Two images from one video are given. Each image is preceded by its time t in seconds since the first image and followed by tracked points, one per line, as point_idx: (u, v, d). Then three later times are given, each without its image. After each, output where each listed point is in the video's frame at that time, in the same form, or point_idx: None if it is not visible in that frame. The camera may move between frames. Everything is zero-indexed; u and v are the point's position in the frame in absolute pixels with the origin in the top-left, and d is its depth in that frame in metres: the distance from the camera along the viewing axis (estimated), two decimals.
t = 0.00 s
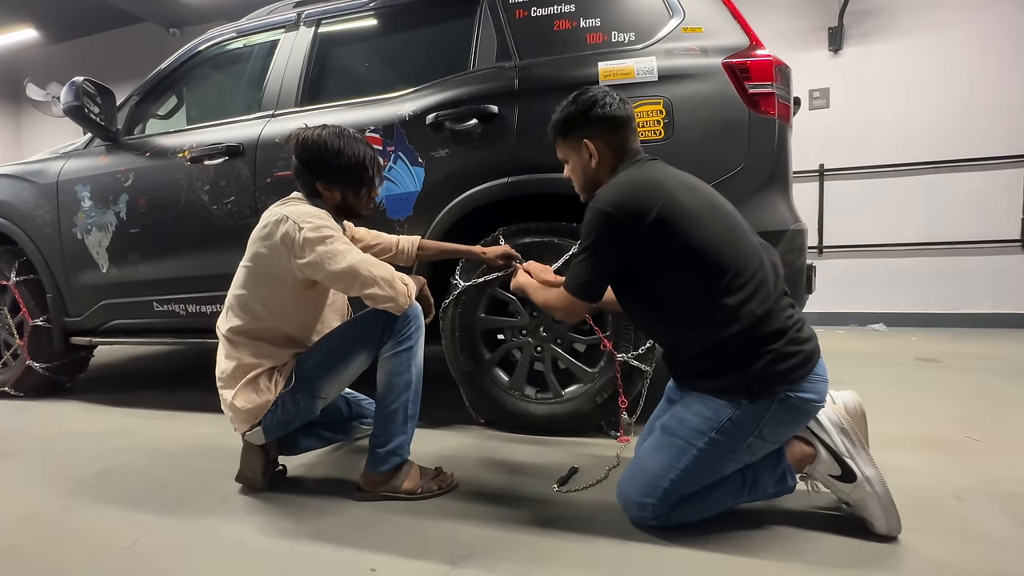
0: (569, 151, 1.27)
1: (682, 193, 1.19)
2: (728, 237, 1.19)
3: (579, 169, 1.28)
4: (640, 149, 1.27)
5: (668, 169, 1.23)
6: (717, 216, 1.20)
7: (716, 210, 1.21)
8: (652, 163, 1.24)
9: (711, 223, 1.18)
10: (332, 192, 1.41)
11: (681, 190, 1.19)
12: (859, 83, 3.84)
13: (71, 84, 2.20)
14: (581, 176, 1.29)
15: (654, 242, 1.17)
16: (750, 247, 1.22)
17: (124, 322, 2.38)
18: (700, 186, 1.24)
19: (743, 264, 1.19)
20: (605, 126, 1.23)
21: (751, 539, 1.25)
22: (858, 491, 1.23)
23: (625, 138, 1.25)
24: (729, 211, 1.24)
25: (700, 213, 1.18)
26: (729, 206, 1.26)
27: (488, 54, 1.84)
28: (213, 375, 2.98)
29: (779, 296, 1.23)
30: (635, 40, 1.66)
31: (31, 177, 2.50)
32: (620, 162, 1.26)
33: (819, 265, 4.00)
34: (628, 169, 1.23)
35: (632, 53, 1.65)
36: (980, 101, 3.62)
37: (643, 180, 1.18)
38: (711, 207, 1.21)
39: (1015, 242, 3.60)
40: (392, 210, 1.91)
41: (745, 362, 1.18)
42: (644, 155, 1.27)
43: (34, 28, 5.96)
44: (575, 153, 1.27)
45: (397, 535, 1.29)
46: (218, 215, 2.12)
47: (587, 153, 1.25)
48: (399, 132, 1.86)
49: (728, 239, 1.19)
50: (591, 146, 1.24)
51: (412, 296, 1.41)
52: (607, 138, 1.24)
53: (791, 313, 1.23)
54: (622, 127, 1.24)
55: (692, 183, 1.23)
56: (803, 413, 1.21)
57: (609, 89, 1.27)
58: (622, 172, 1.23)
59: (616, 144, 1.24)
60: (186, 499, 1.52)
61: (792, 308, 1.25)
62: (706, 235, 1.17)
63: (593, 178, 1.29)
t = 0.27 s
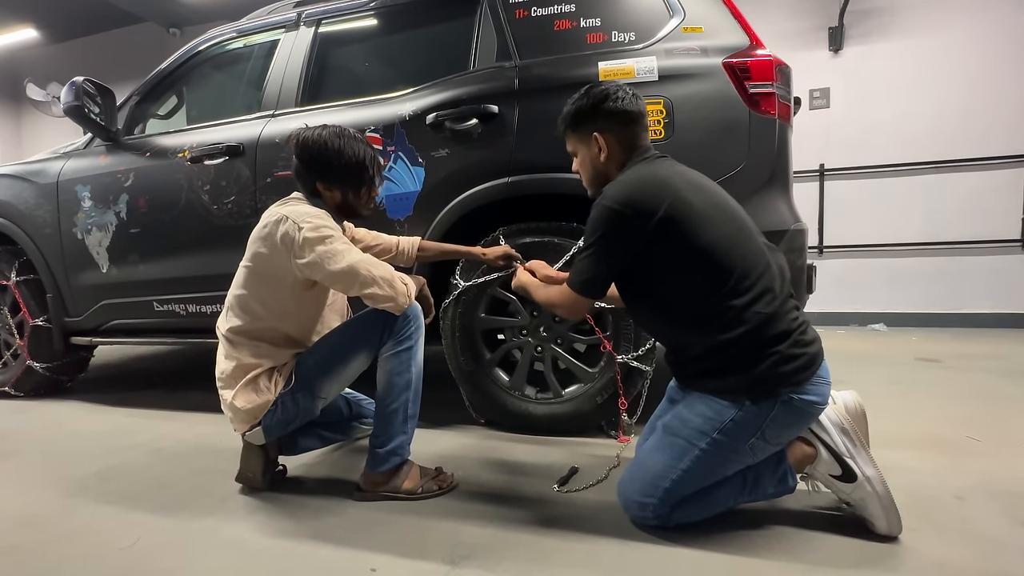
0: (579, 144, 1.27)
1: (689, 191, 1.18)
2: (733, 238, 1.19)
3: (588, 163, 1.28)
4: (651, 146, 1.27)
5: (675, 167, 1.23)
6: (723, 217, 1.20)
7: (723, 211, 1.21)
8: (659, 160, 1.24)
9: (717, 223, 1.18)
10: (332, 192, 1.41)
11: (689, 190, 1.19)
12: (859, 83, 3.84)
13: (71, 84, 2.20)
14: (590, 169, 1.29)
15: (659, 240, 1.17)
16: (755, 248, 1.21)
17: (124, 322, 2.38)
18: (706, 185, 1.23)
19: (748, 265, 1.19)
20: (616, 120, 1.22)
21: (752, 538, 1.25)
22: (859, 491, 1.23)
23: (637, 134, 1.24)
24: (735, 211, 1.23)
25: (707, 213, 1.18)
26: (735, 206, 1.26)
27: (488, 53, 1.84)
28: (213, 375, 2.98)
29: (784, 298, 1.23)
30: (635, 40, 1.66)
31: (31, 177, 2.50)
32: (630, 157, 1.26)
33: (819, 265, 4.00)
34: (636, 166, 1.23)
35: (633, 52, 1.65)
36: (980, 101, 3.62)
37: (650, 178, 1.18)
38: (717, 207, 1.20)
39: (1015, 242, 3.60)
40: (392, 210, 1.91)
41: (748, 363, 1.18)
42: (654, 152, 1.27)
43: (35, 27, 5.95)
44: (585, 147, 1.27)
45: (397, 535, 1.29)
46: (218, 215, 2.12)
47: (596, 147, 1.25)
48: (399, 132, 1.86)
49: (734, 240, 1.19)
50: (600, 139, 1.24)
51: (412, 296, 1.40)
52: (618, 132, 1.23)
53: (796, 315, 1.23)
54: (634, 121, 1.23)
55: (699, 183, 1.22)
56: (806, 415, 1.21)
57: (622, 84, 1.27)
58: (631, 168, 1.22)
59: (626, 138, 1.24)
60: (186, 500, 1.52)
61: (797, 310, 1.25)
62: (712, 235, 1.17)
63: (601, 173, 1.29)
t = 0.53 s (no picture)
0: (584, 135, 1.27)
1: (693, 189, 1.18)
2: (735, 237, 1.19)
3: (592, 154, 1.27)
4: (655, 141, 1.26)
5: (679, 163, 1.22)
6: (726, 215, 1.19)
7: (726, 209, 1.20)
8: (663, 155, 1.23)
9: (720, 221, 1.18)
10: (334, 192, 1.41)
11: (693, 188, 1.18)
12: (859, 83, 3.84)
13: (72, 85, 2.20)
14: (594, 161, 1.28)
15: (665, 238, 1.16)
16: (756, 246, 1.21)
17: (124, 323, 2.38)
18: (709, 182, 1.23)
19: (749, 264, 1.19)
20: (621, 112, 1.22)
21: (752, 539, 1.25)
22: (859, 491, 1.23)
23: (641, 127, 1.24)
24: (737, 209, 1.23)
25: (710, 211, 1.17)
26: (737, 203, 1.25)
27: (488, 54, 1.84)
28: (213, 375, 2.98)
29: (784, 297, 1.23)
30: (635, 41, 1.66)
31: (31, 177, 2.50)
32: (635, 151, 1.25)
33: (819, 266, 4.00)
34: (640, 160, 1.22)
35: (633, 53, 1.65)
36: (980, 101, 3.62)
37: (656, 174, 1.17)
38: (721, 205, 1.20)
39: (1015, 242, 3.60)
40: (392, 210, 1.91)
41: (747, 362, 1.19)
42: (658, 147, 1.26)
43: (35, 27, 5.95)
44: (590, 138, 1.26)
45: (397, 536, 1.29)
46: (218, 215, 2.13)
47: (601, 138, 1.24)
48: (399, 132, 1.87)
49: (736, 239, 1.19)
50: (605, 131, 1.23)
51: (412, 298, 1.40)
52: (624, 124, 1.22)
53: (794, 314, 1.24)
54: (639, 114, 1.23)
55: (703, 180, 1.22)
56: (805, 414, 1.22)
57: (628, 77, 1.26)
58: (636, 162, 1.22)
59: (631, 131, 1.23)
60: (186, 500, 1.52)
61: (796, 309, 1.25)
62: (715, 233, 1.16)
63: (605, 164, 1.28)
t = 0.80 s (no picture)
0: (583, 139, 1.26)
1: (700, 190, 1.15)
2: (739, 238, 1.17)
3: (592, 157, 1.26)
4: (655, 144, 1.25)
5: (681, 163, 1.20)
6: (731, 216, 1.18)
7: (732, 210, 1.18)
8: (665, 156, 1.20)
9: (726, 223, 1.16)
10: (336, 191, 1.41)
11: (699, 188, 1.16)
12: (859, 84, 3.84)
13: (72, 85, 2.21)
14: (594, 163, 1.27)
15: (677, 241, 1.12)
16: (758, 248, 1.21)
17: (125, 323, 2.38)
18: (712, 182, 1.21)
19: (751, 265, 1.18)
20: (619, 115, 1.21)
21: (752, 539, 1.25)
22: (858, 492, 1.23)
23: (640, 129, 1.23)
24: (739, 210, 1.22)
25: (717, 212, 1.15)
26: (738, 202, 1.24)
27: (489, 55, 1.84)
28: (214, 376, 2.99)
29: (785, 298, 1.23)
30: (635, 42, 1.67)
31: (32, 178, 2.50)
32: (634, 153, 1.24)
33: (819, 266, 4.00)
34: (640, 162, 1.21)
35: (633, 54, 1.65)
36: (981, 102, 3.62)
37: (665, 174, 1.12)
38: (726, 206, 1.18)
39: (1016, 242, 3.60)
40: (392, 211, 1.91)
41: (749, 364, 1.19)
42: (657, 149, 1.25)
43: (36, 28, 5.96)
44: (589, 141, 1.26)
45: (397, 536, 1.29)
46: (219, 216, 2.13)
47: (599, 140, 1.24)
48: (399, 133, 1.87)
49: (740, 240, 1.17)
50: (604, 133, 1.22)
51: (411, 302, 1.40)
52: (622, 126, 1.22)
53: (795, 315, 1.23)
54: (637, 116, 1.22)
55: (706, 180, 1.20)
56: (806, 415, 1.22)
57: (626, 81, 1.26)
58: (636, 164, 1.21)
59: (629, 133, 1.22)
60: (187, 500, 1.53)
61: (796, 310, 1.25)
62: (722, 235, 1.14)
63: (605, 166, 1.27)
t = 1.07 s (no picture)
0: (586, 141, 1.26)
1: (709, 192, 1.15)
2: (746, 241, 1.17)
3: (595, 159, 1.27)
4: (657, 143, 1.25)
5: (687, 165, 1.20)
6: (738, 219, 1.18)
7: (740, 214, 1.18)
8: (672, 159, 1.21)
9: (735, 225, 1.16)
10: (335, 187, 1.41)
11: (709, 190, 1.15)
12: (860, 84, 3.85)
13: (73, 86, 2.21)
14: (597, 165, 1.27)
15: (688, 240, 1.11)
16: (765, 251, 1.21)
17: (125, 323, 2.39)
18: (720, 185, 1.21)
19: (757, 269, 1.18)
20: (620, 115, 1.22)
21: (751, 540, 1.25)
22: (858, 492, 1.23)
23: (642, 129, 1.23)
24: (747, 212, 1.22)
25: (726, 214, 1.15)
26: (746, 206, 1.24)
27: (489, 56, 1.84)
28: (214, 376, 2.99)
29: (791, 302, 1.23)
30: (635, 43, 1.67)
31: (33, 178, 2.50)
32: (636, 153, 1.24)
33: (819, 267, 4.01)
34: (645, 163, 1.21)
35: (633, 55, 1.65)
36: (981, 102, 3.62)
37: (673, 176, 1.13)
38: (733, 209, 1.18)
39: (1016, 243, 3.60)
40: (392, 212, 1.91)
41: (754, 366, 1.19)
42: (660, 148, 1.25)
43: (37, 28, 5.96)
44: (591, 143, 1.26)
45: (397, 536, 1.30)
46: (219, 217, 2.13)
47: (602, 142, 1.24)
48: (399, 134, 1.87)
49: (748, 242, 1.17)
50: (605, 134, 1.23)
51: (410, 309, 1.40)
52: (624, 126, 1.22)
53: (801, 319, 1.23)
54: (639, 115, 1.22)
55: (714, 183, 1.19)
56: (809, 417, 1.22)
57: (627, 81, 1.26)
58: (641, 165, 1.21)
59: (631, 133, 1.23)
60: (187, 500, 1.53)
61: (801, 313, 1.25)
62: (730, 237, 1.14)
63: (608, 168, 1.27)
